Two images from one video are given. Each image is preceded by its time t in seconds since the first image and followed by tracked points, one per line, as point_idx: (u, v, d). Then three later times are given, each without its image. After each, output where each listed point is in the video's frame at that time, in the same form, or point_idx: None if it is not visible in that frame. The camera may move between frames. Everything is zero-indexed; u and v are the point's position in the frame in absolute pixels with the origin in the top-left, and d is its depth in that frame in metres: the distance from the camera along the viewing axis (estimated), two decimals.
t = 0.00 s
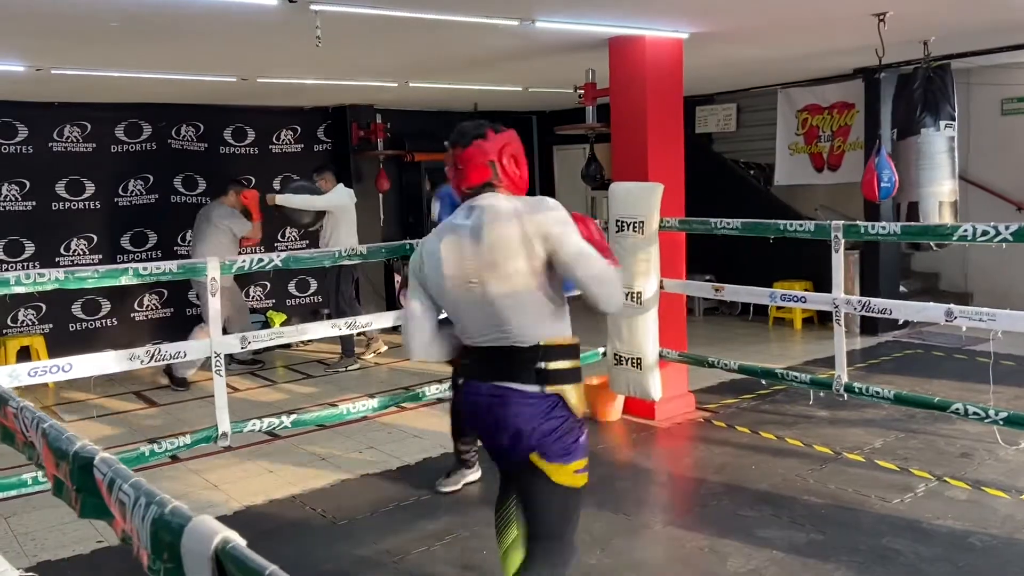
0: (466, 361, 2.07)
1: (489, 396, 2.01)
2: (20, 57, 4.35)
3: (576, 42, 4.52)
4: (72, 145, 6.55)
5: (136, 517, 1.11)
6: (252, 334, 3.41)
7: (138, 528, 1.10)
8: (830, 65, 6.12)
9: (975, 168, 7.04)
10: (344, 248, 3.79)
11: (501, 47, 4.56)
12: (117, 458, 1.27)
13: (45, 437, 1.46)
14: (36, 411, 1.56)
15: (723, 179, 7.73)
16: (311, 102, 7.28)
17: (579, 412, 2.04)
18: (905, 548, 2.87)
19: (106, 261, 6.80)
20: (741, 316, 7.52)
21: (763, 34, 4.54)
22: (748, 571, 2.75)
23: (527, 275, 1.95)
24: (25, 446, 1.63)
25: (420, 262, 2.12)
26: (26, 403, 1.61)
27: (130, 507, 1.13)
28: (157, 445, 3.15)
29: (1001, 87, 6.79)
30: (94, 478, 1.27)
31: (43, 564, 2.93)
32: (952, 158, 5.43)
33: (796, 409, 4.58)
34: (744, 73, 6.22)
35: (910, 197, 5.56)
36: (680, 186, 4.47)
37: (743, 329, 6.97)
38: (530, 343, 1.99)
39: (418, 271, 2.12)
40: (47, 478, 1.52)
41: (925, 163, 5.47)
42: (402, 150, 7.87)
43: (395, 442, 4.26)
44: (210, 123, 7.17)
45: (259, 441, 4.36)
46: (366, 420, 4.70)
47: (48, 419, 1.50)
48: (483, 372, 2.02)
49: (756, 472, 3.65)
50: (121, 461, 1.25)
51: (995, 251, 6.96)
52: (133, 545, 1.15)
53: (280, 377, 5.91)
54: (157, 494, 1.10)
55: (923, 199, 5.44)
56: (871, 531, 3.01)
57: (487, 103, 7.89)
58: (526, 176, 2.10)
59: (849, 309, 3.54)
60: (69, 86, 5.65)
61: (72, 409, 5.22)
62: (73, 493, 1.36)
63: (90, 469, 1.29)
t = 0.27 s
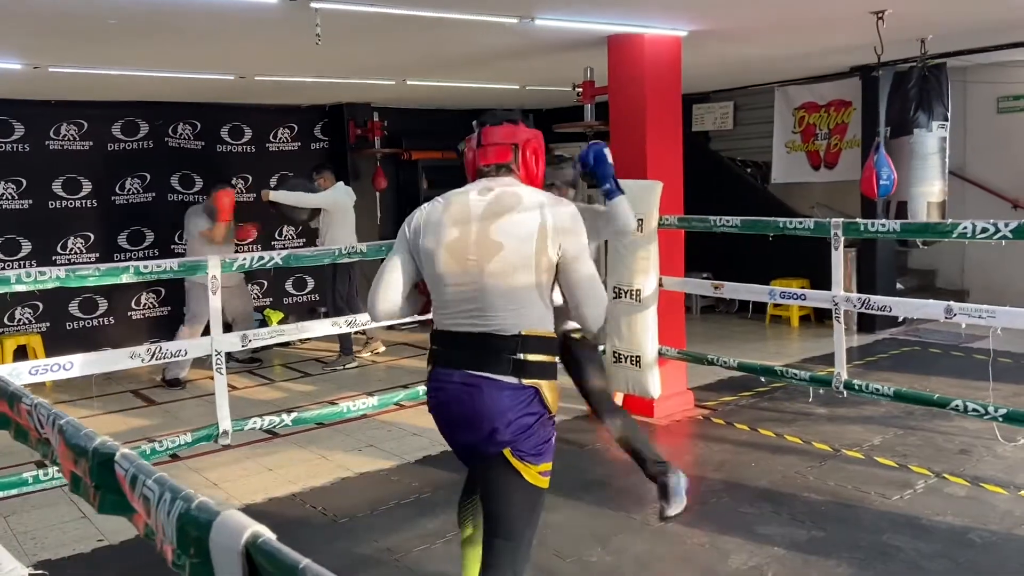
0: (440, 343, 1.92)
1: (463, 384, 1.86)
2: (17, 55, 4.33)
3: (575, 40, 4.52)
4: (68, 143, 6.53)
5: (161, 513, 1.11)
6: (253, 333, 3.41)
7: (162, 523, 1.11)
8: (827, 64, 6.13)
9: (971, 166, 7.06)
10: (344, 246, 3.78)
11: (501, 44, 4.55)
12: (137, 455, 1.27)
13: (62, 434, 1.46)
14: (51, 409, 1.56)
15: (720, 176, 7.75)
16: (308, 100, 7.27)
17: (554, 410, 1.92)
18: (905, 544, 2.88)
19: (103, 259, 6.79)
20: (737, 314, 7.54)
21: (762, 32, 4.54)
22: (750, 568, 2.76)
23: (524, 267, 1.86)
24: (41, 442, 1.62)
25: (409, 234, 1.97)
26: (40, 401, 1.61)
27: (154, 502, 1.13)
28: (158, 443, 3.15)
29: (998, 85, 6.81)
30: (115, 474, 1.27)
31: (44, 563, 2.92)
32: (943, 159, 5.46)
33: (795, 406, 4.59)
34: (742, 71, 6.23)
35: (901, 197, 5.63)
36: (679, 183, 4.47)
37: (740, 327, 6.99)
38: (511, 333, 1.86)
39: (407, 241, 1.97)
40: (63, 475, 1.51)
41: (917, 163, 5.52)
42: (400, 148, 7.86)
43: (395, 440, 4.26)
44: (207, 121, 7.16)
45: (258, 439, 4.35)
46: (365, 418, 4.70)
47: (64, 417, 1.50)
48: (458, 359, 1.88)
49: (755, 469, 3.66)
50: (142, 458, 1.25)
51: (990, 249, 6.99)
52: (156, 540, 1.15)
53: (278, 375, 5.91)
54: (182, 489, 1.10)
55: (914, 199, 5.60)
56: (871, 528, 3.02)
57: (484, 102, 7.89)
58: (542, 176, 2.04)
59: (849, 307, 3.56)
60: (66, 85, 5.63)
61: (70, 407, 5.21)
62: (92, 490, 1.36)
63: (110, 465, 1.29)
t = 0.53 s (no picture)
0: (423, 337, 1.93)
1: (442, 376, 1.85)
2: (6, 52, 4.29)
3: (569, 37, 4.52)
4: (57, 141, 6.48)
5: (184, 508, 1.11)
6: (248, 331, 3.39)
7: (185, 518, 1.11)
8: (819, 61, 6.15)
9: (960, 163, 7.11)
10: (338, 244, 3.77)
11: (494, 42, 4.55)
12: (156, 450, 1.27)
13: (76, 430, 1.46)
14: (63, 407, 1.56)
15: (711, 174, 7.77)
16: (299, 97, 7.24)
17: (533, 405, 1.89)
18: (900, 538, 2.90)
19: (92, 258, 6.74)
20: (729, 311, 7.57)
21: (755, 29, 4.55)
22: (747, 563, 2.77)
23: (506, 264, 1.86)
24: (52, 439, 1.62)
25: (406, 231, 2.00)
26: (51, 397, 1.61)
27: (176, 497, 1.13)
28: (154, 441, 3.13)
29: (987, 82, 6.85)
30: (133, 469, 1.27)
31: (38, 563, 2.90)
32: (930, 158, 5.45)
33: (788, 402, 4.61)
34: (733, 69, 6.25)
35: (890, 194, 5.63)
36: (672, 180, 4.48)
37: (732, 324, 7.01)
38: (490, 327, 1.84)
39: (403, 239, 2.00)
40: (76, 472, 1.51)
41: (904, 160, 5.49)
42: (391, 146, 7.85)
43: (389, 438, 4.25)
44: (197, 118, 7.12)
45: (252, 438, 4.34)
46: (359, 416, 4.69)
47: (78, 414, 1.50)
48: (440, 350, 1.87)
49: (750, 465, 3.67)
50: (161, 453, 1.25)
51: (979, 245, 7.03)
52: (178, 535, 1.15)
53: (270, 373, 5.88)
54: (205, 483, 1.10)
55: (901, 196, 5.52)
56: (866, 523, 3.04)
57: (476, 99, 7.88)
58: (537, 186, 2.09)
59: (843, 303, 3.58)
60: (55, 82, 5.58)
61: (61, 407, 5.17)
62: (109, 487, 1.36)
63: (129, 461, 1.29)
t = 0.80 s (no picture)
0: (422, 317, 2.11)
1: (427, 354, 2.01)
2: None
3: (558, 34, 4.53)
4: (41, 137, 6.42)
5: (197, 498, 1.11)
6: (238, 328, 3.37)
7: (199, 508, 1.11)
8: (804, 59, 6.19)
9: (944, 160, 7.17)
10: (329, 240, 3.76)
11: (483, 38, 4.55)
12: (164, 441, 1.27)
13: (79, 423, 1.46)
14: (64, 399, 1.55)
15: (697, 171, 7.80)
16: (285, 94, 7.21)
17: (509, 380, 1.98)
18: (888, 530, 2.94)
19: (77, 256, 6.68)
20: (715, 307, 7.60)
21: (742, 27, 4.58)
22: (738, 556, 2.79)
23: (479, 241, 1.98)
24: (52, 433, 1.62)
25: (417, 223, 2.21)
26: (51, 391, 1.61)
27: (188, 488, 1.13)
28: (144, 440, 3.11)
29: (970, 80, 6.91)
30: (142, 460, 1.27)
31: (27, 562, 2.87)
32: (920, 153, 5.56)
33: (776, 397, 4.64)
34: (720, 66, 6.28)
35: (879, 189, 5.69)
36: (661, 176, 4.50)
37: (718, 320, 7.05)
38: (465, 301, 1.98)
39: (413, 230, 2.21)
40: (79, 466, 1.52)
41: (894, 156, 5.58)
42: (378, 143, 7.83)
43: (379, 434, 4.24)
44: (182, 115, 7.07)
45: (241, 436, 4.32)
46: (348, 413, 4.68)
47: (80, 406, 1.50)
48: (428, 324, 2.04)
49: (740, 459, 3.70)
50: (169, 444, 1.26)
51: (962, 241, 7.10)
52: (189, 525, 1.16)
53: (258, 371, 5.86)
54: (218, 473, 1.10)
55: (890, 192, 5.61)
56: (855, 515, 3.07)
57: (463, 96, 7.87)
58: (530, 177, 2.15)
59: (831, 298, 3.61)
60: (39, 78, 5.53)
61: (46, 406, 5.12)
62: (116, 479, 1.37)
63: (135, 453, 1.30)
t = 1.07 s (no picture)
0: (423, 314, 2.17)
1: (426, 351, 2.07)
2: None
3: (544, 30, 4.52)
4: (20, 134, 6.34)
5: (196, 495, 1.10)
6: (223, 326, 3.35)
7: (198, 505, 1.10)
8: (788, 56, 6.23)
9: (925, 156, 7.24)
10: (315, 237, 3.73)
11: (469, 34, 4.54)
12: (160, 438, 1.26)
13: (70, 422, 1.44)
14: (54, 398, 1.54)
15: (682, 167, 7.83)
16: (268, 90, 7.16)
17: (501, 384, 2.02)
18: (873, 523, 2.96)
19: (57, 253, 6.61)
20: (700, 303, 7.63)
21: (728, 23, 4.59)
22: (726, 550, 2.81)
23: (468, 250, 2.00)
24: (42, 432, 1.60)
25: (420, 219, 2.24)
26: (41, 389, 1.59)
27: (187, 485, 1.12)
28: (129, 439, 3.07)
29: (951, 76, 6.97)
30: (137, 457, 1.26)
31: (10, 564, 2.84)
32: (908, 149, 5.57)
33: (761, 392, 4.67)
34: (704, 63, 6.30)
35: (871, 185, 5.71)
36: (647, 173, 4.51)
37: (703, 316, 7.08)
38: (456, 307, 2.02)
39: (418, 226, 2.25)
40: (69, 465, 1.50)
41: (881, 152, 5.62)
42: (362, 139, 7.79)
43: (366, 432, 4.23)
44: (164, 111, 7.01)
45: (227, 434, 4.29)
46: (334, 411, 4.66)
47: (70, 405, 1.48)
48: (431, 326, 2.09)
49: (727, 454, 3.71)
50: (165, 441, 1.24)
51: (944, 237, 7.17)
52: (187, 522, 1.15)
53: (242, 369, 5.82)
54: (218, 470, 1.10)
55: (881, 187, 5.65)
56: (840, 508, 3.10)
57: (448, 92, 7.85)
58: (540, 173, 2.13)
59: (816, 293, 3.63)
60: (17, 74, 5.46)
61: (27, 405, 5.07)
62: (110, 477, 1.35)
63: (130, 450, 1.29)
